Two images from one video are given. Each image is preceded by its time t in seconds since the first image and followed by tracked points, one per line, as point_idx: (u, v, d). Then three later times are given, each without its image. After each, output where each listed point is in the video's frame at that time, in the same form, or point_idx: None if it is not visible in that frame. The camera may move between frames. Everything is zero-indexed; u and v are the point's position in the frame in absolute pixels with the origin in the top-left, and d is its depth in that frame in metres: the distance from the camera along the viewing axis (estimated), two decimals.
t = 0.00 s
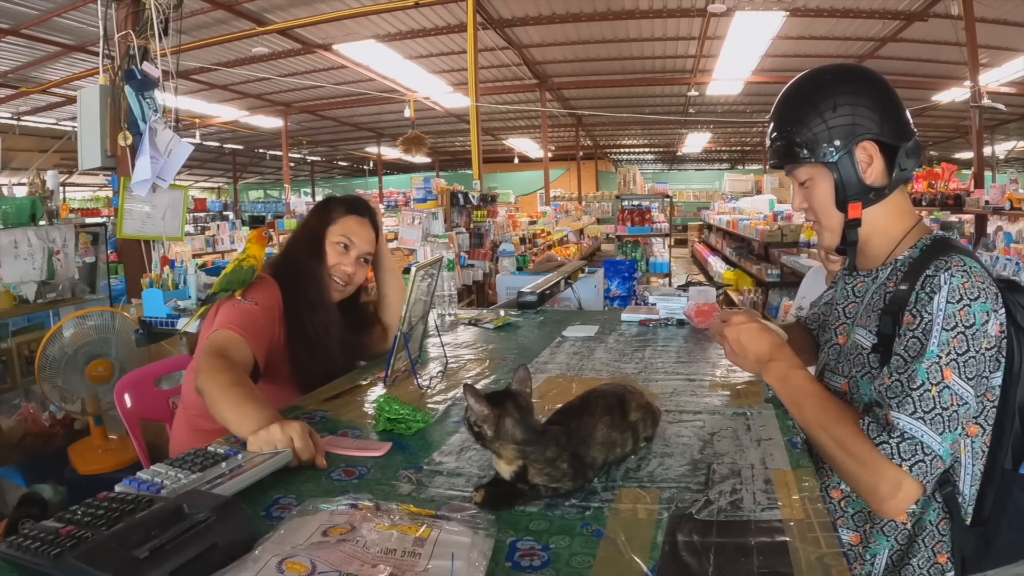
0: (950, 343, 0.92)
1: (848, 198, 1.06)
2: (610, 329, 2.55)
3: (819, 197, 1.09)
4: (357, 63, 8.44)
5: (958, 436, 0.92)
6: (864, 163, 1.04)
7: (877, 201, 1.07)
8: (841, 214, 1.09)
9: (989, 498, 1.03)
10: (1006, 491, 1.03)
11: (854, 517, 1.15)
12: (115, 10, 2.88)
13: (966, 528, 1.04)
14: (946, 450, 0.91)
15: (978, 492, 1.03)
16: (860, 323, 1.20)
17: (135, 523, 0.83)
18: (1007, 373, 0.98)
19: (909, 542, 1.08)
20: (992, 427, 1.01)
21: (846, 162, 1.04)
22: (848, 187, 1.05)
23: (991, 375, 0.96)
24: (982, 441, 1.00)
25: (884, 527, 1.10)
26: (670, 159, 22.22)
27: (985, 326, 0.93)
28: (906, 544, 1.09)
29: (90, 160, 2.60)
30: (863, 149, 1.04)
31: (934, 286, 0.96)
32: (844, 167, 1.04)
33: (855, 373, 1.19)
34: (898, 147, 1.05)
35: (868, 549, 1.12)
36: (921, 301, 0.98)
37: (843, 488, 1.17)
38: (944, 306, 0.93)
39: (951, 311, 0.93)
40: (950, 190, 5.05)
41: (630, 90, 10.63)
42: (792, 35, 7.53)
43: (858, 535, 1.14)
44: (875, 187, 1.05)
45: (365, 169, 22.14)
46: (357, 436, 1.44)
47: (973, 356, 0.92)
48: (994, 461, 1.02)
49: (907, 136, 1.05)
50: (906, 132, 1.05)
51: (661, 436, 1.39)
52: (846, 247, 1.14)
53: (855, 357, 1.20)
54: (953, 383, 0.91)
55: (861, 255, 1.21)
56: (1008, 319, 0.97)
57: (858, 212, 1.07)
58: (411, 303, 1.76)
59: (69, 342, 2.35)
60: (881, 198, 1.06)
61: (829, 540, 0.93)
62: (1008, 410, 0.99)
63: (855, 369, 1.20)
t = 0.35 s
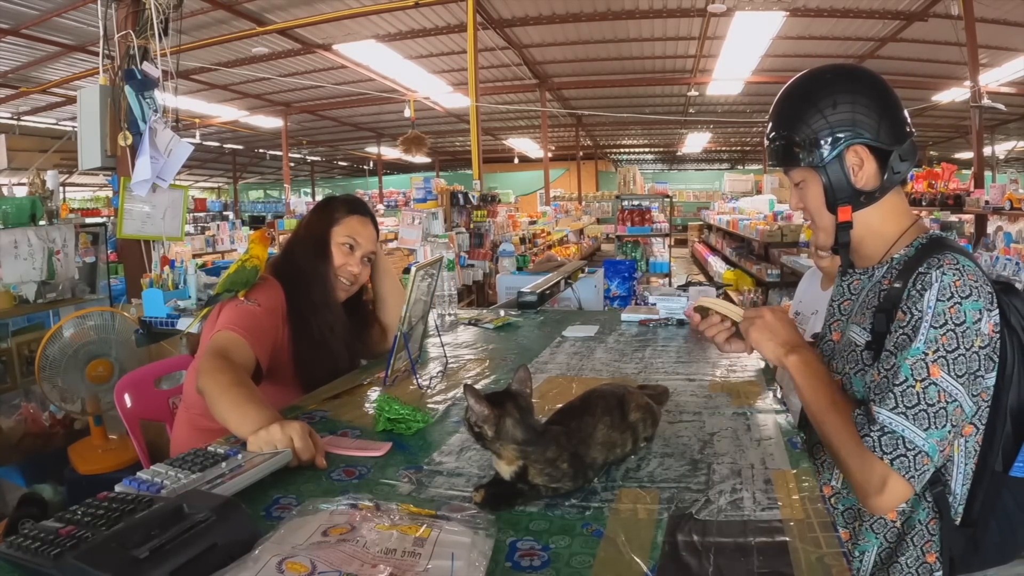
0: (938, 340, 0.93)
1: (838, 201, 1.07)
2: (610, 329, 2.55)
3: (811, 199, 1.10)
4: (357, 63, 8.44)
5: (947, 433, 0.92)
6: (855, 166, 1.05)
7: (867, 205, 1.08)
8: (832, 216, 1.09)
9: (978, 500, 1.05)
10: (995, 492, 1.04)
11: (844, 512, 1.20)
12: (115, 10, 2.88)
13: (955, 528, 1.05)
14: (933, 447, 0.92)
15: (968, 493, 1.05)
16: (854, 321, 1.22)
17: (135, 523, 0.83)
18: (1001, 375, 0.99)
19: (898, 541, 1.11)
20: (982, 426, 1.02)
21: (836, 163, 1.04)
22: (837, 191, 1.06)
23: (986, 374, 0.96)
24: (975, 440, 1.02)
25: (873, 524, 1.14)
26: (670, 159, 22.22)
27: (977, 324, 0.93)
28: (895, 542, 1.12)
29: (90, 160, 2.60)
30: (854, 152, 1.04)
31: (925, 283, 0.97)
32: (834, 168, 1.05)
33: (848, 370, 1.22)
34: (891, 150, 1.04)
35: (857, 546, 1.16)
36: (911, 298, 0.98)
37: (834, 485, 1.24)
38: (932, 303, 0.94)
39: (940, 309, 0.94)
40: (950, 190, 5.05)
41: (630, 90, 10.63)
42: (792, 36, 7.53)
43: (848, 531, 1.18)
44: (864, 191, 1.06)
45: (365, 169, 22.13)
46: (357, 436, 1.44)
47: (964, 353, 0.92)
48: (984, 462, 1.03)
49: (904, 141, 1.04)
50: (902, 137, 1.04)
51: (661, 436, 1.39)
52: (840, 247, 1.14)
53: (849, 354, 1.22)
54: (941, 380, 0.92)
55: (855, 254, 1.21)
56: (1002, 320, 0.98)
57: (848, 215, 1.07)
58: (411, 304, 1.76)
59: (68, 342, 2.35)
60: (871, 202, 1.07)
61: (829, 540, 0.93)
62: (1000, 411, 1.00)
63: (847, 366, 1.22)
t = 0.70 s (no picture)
0: (922, 316, 0.95)
1: (829, 204, 1.08)
2: (610, 329, 2.55)
3: (803, 205, 1.10)
4: (357, 63, 8.44)
5: (930, 408, 0.94)
6: (844, 170, 1.06)
7: (857, 206, 1.09)
8: (824, 219, 1.11)
9: (972, 491, 1.09)
10: (990, 484, 1.08)
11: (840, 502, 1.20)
12: (115, 11, 2.88)
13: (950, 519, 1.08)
14: (916, 419, 0.93)
15: (962, 482, 1.08)
16: (848, 313, 1.24)
17: (135, 523, 0.83)
18: (989, 364, 1.04)
19: (891, 530, 1.11)
20: (972, 413, 1.06)
21: (825, 169, 1.05)
22: (828, 196, 1.07)
23: (967, 358, 0.99)
24: (964, 428, 1.07)
25: (866, 514, 1.13)
26: (670, 159, 22.22)
27: (959, 305, 0.97)
28: (889, 531, 1.12)
29: (90, 160, 2.60)
30: (842, 156, 1.05)
31: (908, 265, 1.00)
32: (823, 174, 1.06)
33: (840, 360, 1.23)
34: (878, 151, 1.05)
35: (852, 537, 1.15)
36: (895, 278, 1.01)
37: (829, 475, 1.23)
38: (915, 282, 0.97)
39: (923, 287, 0.97)
40: (950, 190, 5.05)
41: (630, 90, 10.63)
42: (792, 36, 7.53)
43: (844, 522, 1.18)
44: (853, 194, 1.07)
45: (365, 169, 22.13)
46: (357, 436, 1.44)
47: (946, 330, 0.95)
48: (977, 453, 1.07)
49: (889, 144, 1.05)
50: (887, 140, 1.05)
51: (661, 436, 1.39)
52: (833, 249, 1.15)
53: (841, 344, 1.24)
54: (924, 353, 0.94)
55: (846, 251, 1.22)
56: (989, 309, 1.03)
57: (840, 218, 1.08)
58: (411, 303, 1.76)
59: (69, 342, 2.35)
60: (861, 203, 1.08)
61: (829, 541, 0.93)
62: (990, 401, 1.05)
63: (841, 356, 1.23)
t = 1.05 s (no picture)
0: (909, 305, 0.98)
1: (817, 209, 1.08)
2: (610, 329, 2.55)
3: (791, 213, 1.11)
4: (357, 63, 8.44)
5: (922, 391, 0.96)
6: (828, 176, 1.06)
7: (844, 208, 1.10)
8: (813, 224, 1.11)
9: (971, 481, 1.09)
10: (987, 473, 1.07)
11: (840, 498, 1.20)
12: (115, 11, 2.88)
13: (949, 509, 1.08)
14: (911, 403, 0.95)
15: (958, 472, 1.10)
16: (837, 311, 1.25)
17: (135, 523, 0.83)
18: (978, 353, 1.05)
19: (892, 522, 1.12)
20: (966, 403, 1.08)
21: (809, 178, 1.06)
22: (814, 202, 1.08)
23: (953, 347, 1.02)
24: (957, 419, 1.08)
25: (866, 507, 1.13)
26: (670, 159, 22.22)
27: (945, 295, 1.00)
28: (889, 524, 1.12)
29: (90, 160, 2.60)
30: (825, 162, 1.06)
31: (893, 259, 1.03)
32: (809, 182, 1.06)
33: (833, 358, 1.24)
34: (859, 156, 1.06)
35: (853, 531, 1.15)
36: (881, 271, 1.04)
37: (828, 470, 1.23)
38: (902, 274, 1.00)
39: (910, 278, 1.00)
40: (950, 190, 5.05)
41: (630, 90, 10.62)
42: (792, 36, 7.53)
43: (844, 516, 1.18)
44: (839, 198, 1.08)
45: (365, 169, 22.12)
46: (357, 436, 1.44)
47: (935, 318, 0.98)
48: (973, 443, 1.08)
49: (866, 149, 1.07)
50: (864, 144, 1.07)
51: (661, 436, 1.39)
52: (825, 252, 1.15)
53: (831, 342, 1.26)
54: (915, 340, 0.96)
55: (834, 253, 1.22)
56: (975, 299, 1.06)
57: (829, 221, 1.09)
58: (411, 303, 1.76)
59: (69, 342, 2.35)
60: (848, 205, 1.09)
61: (829, 540, 0.93)
62: (983, 389, 1.06)
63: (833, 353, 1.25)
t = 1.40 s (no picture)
0: (910, 302, 0.98)
1: (815, 210, 1.09)
2: (610, 329, 2.55)
3: (789, 214, 1.11)
4: (357, 63, 8.44)
5: (923, 388, 0.96)
6: (825, 176, 1.06)
7: (843, 208, 1.09)
8: (811, 225, 1.11)
9: (968, 477, 1.09)
10: (985, 470, 1.07)
11: (840, 495, 1.20)
12: (115, 10, 2.88)
13: (948, 505, 1.09)
14: (911, 398, 0.96)
15: (956, 468, 1.10)
16: (836, 309, 1.25)
17: (135, 523, 0.83)
18: (977, 350, 1.06)
19: (892, 519, 1.12)
20: (963, 399, 1.09)
21: (807, 179, 1.06)
22: (813, 203, 1.08)
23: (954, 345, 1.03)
24: (954, 415, 1.09)
25: (866, 503, 1.14)
26: (670, 159, 22.22)
27: (945, 292, 1.00)
28: (890, 521, 1.13)
29: (91, 160, 2.60)
30: (822, 163, 1.06)
31: (893, 257, 1.03)
32: (806, 184, 1.06)
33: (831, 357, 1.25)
34: (854, 156, 1.07)
35: (854, 528, 1.16)
36: (881, 270, 1.04)
37: (828, 468, 1.23)
38: (902, 272, 1.00)
39: (910, 276, 1.00)
40: (950, 190, 5.05)
41: (630, 90, 10.62)
42: (792, 35, 7.52)
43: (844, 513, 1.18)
44: (836, 198, 1.08)
45: (365, 169, 22.10)
46: (357, 436, 1.44)
47: (934, 315, 0.99)
48: (970, 439, 1.08)
49: (861, 151, 1.07)
50: (861, 143, 1.07)
51: (661, 436, 1.39)
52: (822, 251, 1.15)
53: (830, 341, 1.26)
54: (915, 336, 0.97)
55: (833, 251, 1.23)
56: (972, 296, 1.07)
57: (826, 222, 1.09)
58: (411, 303, 1.76)
59: (68, 342, 2.35)
60: (846, 204, 1.09)
61: (830, 540, 0.93)
62: (979, 385, 1.07)
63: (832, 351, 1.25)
